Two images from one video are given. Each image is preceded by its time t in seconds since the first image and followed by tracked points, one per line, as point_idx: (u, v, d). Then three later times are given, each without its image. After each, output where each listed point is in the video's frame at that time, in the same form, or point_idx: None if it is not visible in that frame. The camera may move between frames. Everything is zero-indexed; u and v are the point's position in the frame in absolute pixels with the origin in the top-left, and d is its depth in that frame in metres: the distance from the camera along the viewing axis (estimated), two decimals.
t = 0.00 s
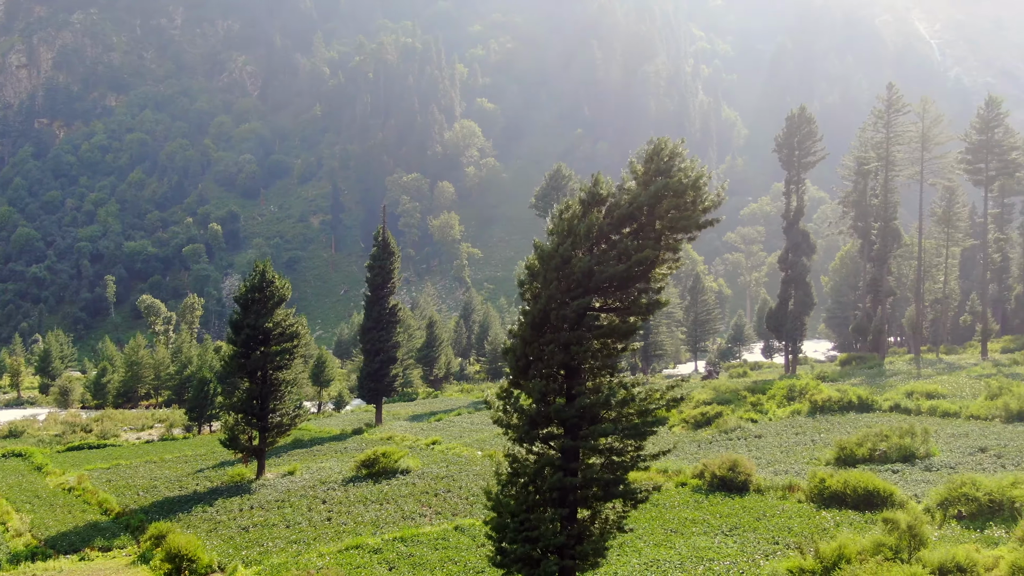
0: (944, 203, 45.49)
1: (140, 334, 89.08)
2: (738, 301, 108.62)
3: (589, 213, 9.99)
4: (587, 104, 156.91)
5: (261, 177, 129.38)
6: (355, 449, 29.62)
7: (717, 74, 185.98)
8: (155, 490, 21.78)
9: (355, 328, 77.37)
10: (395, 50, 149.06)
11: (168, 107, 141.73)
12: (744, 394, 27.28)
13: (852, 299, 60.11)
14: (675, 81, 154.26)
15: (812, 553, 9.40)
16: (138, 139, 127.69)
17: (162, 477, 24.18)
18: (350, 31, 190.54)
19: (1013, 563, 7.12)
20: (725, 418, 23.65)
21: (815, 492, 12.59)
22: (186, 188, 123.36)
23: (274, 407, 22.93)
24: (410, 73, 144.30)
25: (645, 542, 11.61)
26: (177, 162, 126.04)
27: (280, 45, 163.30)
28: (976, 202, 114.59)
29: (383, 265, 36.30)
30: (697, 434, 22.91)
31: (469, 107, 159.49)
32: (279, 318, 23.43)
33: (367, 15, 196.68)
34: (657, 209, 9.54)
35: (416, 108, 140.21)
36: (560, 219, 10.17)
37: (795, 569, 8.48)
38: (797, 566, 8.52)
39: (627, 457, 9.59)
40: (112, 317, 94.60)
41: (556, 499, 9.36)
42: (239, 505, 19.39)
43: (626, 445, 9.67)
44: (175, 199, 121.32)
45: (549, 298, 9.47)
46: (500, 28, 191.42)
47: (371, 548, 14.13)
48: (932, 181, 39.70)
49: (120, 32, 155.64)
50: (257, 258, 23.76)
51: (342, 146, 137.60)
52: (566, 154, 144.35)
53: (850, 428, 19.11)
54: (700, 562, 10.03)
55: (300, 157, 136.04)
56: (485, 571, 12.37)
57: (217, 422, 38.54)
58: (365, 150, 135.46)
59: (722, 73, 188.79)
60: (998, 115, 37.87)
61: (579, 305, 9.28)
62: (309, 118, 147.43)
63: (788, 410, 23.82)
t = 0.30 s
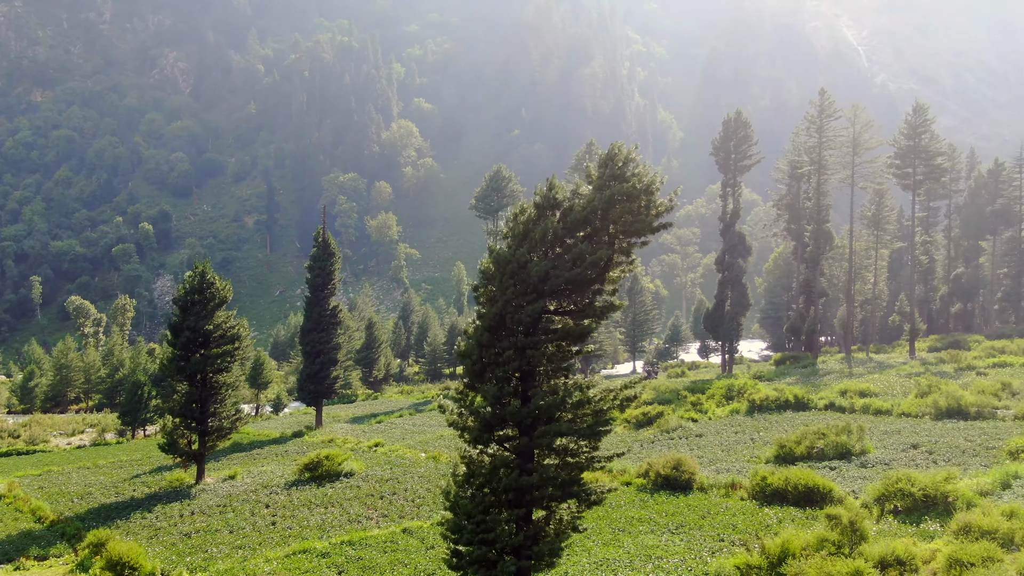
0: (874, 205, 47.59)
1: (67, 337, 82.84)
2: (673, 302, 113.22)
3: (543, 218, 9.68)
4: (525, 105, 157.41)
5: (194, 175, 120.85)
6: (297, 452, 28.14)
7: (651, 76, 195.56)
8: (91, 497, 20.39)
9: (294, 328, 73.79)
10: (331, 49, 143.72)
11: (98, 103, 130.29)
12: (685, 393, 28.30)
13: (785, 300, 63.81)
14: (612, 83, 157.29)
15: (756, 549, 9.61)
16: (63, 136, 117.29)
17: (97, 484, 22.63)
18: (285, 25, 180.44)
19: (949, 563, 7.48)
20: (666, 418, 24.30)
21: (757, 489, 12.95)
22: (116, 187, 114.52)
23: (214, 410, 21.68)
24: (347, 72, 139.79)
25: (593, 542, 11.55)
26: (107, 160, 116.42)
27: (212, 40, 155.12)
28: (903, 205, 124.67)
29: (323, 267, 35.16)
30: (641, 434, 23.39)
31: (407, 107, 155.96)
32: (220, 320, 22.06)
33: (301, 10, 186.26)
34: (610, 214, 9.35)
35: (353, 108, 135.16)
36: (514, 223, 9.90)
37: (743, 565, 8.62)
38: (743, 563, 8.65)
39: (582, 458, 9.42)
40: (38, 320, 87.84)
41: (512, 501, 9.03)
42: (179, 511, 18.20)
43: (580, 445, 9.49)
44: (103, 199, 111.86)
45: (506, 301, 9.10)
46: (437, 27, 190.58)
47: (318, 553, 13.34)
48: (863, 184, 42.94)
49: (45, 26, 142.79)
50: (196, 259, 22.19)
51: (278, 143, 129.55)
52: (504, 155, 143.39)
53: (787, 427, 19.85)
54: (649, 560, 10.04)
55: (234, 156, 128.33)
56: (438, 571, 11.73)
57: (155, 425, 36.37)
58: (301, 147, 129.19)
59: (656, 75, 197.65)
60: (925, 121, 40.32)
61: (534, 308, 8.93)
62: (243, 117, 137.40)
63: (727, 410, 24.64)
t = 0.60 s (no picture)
0: (815, 208, 50.42)
1: None
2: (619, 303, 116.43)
3: (503, 222, 9.42)
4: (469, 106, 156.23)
5: (131, 174, 114.45)
6: (245, 455, 26.56)
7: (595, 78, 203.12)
8: (29, 504, 18.74)
9: (237, 329, 69.62)
10: (274, 47, 137.27)
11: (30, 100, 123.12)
12: (632, 394, 29.01)
13: (728, 300, 66.82)
14: (555, 86, 159.10)
15: (710, 546, 9.79)
16: None
17: (32, 491, 20.61)
18: (224, 21, 171.25)
19: (896, 558, 7.80)
20: (615, 419, 24.73)
21: (707, 487, 13.34)
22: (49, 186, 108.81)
23: (161, 414, 20.78)
24: (289, 69, 133.71)
25: (548, 542, 11.50)
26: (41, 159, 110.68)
27: (150, 37, 143.75)
28: (841, 208, 132.88)
29: (268, 268, 33.66)
30: (590, 434, 23.63)
31: (350, 107, 151.29)
32: (165, 324, 21.14)
33: (243, 7, 178.24)
34: (570, 217, 9.26)
35: (295, 106, 129.79)
36: (474, 227, 9.64)
37: (697, 563, 8.75)
38: (697, 561, 8.79)
39: (541, 458, 9.19)
40: None
41: (475, 501, 8.79)
42: (125, 517, 16.95)
43: (539, 449, 9.27)
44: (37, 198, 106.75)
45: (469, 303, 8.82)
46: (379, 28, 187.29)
47: (270, 557, 12.57)
48: (804, 186, 44.26)
49: None
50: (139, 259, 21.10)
51: (218, 142, 124.36)
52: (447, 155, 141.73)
53: (733, 426, 20.46)
54: (603, 559, 10.06)
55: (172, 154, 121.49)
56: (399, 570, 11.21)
57: (96, 429, 33.97)
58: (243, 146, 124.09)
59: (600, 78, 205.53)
60: (863, 126, 41.75)
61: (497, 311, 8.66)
62: (183, 114, 130.56)
63: (674, 410, 25.33)
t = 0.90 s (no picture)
0: (754, 211, 53.71)
1: None
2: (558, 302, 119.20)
3: (461, 226, 9.06)
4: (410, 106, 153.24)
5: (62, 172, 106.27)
6: (187, 459, 24.79)
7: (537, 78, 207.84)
8: None
9: (176, 331, 65.29)
10: (211, 44, 132.48)
11: None
12: (578, 394, 29.40)
13: (668, 301, 69.18)
14: (496, 86, 161.86)
15: (662, 544, 9.90)
16: None
17: None
18: (159, 15, 161.87)
19: (842, 552, 8.11)
20: (561, 418, 24.95)
21: (655, 486, 13.61)
22: None
23: (101, 418, 19.77)
24: (226, 67, 129.72)
25: (501, 542, 11.27)
26: None
27: (82, 32, 134.71)
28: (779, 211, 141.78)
29: (209, 269, 32.00)
30: (538, 434, 23.65)
31: (288, 106, 144.33)
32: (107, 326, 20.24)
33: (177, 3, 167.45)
34: (527, 222, 9.00)
35: (233, 105, 125.51)
36: (432, 230, 9.25)
37: (649, 561, 8.72)
38: (650, 558, 8.79)
39: (499, 460, 8.81)
40: None
41: (435, 503, 8.40)
42: (64, 524, 15.84)
43: (497, 449, 8.88)
44: None
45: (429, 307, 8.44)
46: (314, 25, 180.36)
47: (219, 563, 11.65)
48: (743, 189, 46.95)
49: None
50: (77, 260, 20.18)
51: (153, 140, 118.35)
52: (387, 156, 138.74)
53: (677, 426, 21.04)
54: (557, 559, 9.92)
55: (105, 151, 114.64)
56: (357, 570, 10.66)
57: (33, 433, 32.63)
58: (179, 144, 119.07)
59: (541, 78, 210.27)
60: (800, 129, 43.95)
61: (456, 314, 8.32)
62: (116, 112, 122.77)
63: (619, 409, 25.82)
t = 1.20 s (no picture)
0: (697, 213, 55.54)
1: None
2: (505, 304, 119.80)
3: (421, 231, 8.76)
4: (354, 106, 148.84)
5: None
6: (132, 463, 22.75)
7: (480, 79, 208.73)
8: None
9: (115, 333, 62.04)
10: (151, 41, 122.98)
11: None
12: (528, 394, 29.59)
13: (613, 302, 70.58)
14: (442, 86, 160.08)
15: (617, 543, 9.91)
16: None
17: None
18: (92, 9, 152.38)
19: (792, 548, 8.42)
20: (511, 418, 24.93)
21: (608, 485, 13.74)
22: None
23: (45, 422, 18.90)
24: (167, 64, 120.41)
25: (456, 543, 11.00)
26: None
27: (16, 26, 125.52)
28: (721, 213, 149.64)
29: (153, 270, 29.79)
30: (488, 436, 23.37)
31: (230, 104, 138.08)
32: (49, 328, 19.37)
33: None
34: (486, 226, 8.75)
35: (173, 102, 117.44)
36: (392, 233, 8.89)
37: (605, 560, 8.74)
38: (606, 558, 8.78)
39: (460, 461, 8.50)
40: None
41: (395, 504, 8.04)
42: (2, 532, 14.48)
43: (459, 452, 8.56)
44: None
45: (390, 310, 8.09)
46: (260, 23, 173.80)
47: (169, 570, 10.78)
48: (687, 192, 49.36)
49: None
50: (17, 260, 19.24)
51: (90, 138, 109.88)
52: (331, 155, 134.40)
53: (626, 426, 21.44)
54: (514, 559, 9.78)
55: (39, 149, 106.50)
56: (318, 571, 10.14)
57: None
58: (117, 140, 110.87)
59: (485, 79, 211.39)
60: (743, 133, 45.50)
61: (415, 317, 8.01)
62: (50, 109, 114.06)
63: (568, 410, 26.09)
